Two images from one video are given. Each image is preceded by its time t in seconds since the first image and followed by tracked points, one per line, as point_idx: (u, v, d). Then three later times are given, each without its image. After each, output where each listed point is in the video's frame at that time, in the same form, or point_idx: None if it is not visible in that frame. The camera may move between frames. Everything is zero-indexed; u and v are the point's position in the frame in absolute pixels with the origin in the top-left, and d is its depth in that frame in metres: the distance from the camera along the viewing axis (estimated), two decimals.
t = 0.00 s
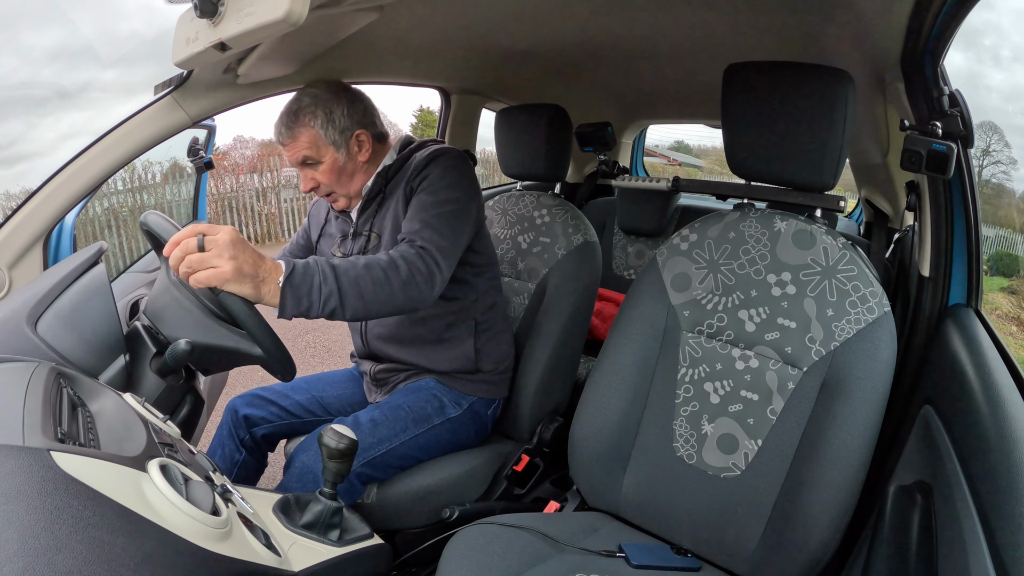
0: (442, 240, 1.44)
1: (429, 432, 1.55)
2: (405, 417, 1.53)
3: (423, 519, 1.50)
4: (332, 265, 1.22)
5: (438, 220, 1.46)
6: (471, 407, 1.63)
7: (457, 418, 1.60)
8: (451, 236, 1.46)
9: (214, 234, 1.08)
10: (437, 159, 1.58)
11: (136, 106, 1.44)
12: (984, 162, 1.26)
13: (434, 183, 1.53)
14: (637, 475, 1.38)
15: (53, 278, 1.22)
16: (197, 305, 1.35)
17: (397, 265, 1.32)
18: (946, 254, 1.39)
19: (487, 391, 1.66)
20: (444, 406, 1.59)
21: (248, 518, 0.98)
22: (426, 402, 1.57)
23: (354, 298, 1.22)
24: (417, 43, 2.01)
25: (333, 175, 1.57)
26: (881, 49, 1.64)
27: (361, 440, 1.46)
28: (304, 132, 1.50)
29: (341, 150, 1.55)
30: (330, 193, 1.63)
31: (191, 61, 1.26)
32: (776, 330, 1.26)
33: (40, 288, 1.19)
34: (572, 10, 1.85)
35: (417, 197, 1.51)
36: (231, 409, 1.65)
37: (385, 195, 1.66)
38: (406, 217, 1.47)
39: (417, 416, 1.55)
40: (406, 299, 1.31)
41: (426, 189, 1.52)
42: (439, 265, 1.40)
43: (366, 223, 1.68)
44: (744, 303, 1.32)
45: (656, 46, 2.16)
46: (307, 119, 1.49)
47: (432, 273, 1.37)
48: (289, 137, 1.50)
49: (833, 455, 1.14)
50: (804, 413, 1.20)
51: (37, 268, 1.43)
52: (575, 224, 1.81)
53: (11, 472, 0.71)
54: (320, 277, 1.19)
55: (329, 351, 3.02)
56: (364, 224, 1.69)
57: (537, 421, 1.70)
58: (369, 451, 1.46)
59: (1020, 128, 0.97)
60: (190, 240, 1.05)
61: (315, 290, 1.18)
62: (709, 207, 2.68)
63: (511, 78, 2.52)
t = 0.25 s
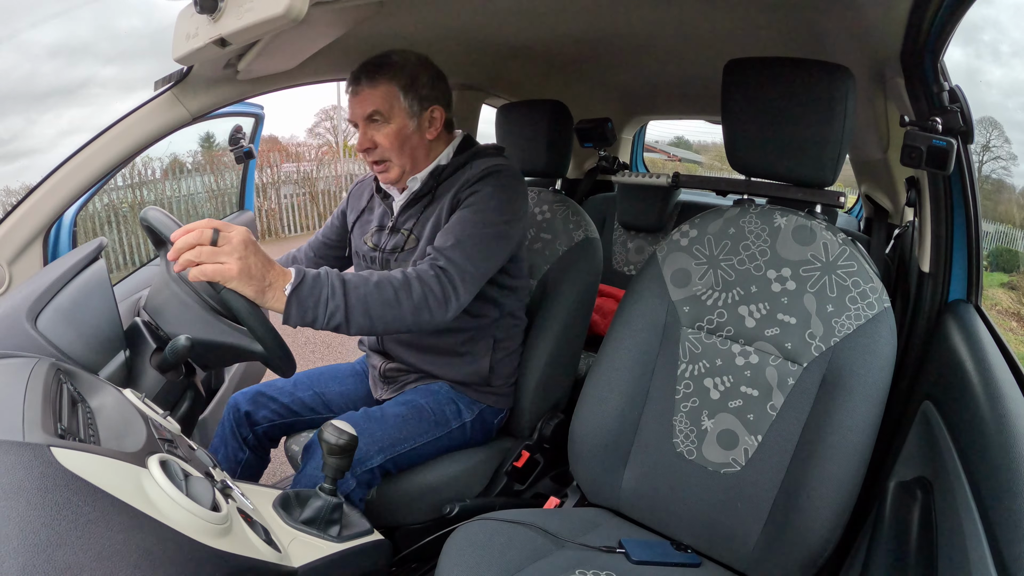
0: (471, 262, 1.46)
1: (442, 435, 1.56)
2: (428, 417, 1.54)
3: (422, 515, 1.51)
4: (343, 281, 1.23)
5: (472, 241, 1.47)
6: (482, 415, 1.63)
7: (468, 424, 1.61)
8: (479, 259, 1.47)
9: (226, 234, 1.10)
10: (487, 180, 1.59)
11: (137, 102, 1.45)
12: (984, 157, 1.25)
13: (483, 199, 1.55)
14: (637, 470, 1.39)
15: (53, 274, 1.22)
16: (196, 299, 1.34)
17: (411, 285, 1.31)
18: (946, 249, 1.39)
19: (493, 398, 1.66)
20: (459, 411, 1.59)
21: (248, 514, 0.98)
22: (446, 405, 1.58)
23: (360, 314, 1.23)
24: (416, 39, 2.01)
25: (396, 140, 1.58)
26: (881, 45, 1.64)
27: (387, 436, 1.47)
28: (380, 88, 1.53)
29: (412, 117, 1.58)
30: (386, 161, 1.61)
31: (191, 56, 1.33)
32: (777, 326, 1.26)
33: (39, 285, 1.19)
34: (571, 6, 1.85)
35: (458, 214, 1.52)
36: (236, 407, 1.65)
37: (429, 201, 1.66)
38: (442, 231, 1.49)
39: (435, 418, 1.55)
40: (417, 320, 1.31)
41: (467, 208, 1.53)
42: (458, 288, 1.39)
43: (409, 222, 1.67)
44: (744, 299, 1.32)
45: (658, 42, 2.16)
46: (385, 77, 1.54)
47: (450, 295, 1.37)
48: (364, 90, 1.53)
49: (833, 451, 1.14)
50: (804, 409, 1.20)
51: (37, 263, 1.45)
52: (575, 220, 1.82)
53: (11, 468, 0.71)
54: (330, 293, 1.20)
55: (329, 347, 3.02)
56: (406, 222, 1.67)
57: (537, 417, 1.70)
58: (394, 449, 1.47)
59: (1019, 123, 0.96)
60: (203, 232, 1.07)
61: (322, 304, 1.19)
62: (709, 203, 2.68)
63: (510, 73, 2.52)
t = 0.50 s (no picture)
0: (500, 276, 1.50)
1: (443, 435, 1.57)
2: (428, 418, 1.56)
3: (422, 511, 1.51)
4: (366, 296, 1.31)
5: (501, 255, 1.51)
6: (484, 418, 1.65)
7: (470, 426, 1.62)
8: (505, 273, 1.51)
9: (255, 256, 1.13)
10: (525, 194, 1.62)
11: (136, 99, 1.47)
12: (984, 153, 1.25)
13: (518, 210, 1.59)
14: (637, 467, 1.39)
15: (54, 269, 1.23)
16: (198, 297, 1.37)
17: (433, 300, 1.39)
18: (946, 245, 1.39)
19: (496, 401, 1.67)
20: (460, 412, 1.61)
21: (248, 510, 0.98)
22: (446, 406, 1.60)
23: (377, 328, 1.32)
24: (415, 35, 2.01)
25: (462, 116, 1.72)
26: (881, 41, 1.64)
27: (387, 436, 1.49)
28: (462, 66, 1.72)
29: (485, 103, 1.75)
30: (448, 137, 1.75)
31: (191, 53, 1.32)
32: (777, 322, 1.26)
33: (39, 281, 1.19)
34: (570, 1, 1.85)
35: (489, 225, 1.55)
36: (238, 405, 1.63)
37: (467, 200, 1.71)
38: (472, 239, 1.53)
39: (437, 417, 1.57)
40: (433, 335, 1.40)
41: (501, 220, 1.57)
42: (480, 309, 1.46)
43: (440, 218, 1.73)
44: (744, 295, 1.32)
45: (658, 38, 2.16)
46: (471, 58, 1.73)
47: (470, 315, 1.44)
48: (450, 63, 1.71)
49: (833, 447, 1.14)
50: (804, 405, 1.20)
51: (36, 259, 1.48)
52: (576, 217, 1.79)
53: (11, 464, 0.71)
54: (353, 306, 1.28)
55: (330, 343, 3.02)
56: (437, 217, 1.74)
57: (537, 413, 1.70)
58: (393, 447, 1.49)
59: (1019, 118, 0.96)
60: (232, 255, 1.09)
61: (342, 317, 1.27)
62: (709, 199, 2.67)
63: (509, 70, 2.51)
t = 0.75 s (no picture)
0: (523, 296, 1.59)
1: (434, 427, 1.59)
2: (413, 412, 1.57)
3: (422, 508, 1.51)
4: (398, 325, 1.49)
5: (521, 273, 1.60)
6: (479, 413, 1.65)
7: (463, 419, 1.63)
8: (527, 291, 1.60)
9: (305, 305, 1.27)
10: (543, 206, 1.68)
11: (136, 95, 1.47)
12: (984, 149, 1.25)
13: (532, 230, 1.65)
14: (636, 463, 1.39)
15: (54, 265, 1.23)
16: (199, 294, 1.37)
17: (459, 325, 1.54)
18: (946, 242, 1.39)
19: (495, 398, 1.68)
20: (449, 404, 1.62)
21: (248, 507, 0.98)
22: (436, 402, 1.61)
23: (410, 350, 1.49)
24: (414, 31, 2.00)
25: (505, 119, 1.77)
26: (882, 38, 1.63)
27: (364, 428, 1.50)
28: (509, 70, 1.76)
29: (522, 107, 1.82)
30: (487, 136, 1.77)
31: (190, 49, 1.33)
32: (777, 318, 1.26)
33: (39, 277, 1.19)
34: None
35: (508, 239, 1.65)
36: (244, 408, 1.64)
37: (482, 203, 1.75)
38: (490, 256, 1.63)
39: (422, 408, 1.59)
40: (463, 355, 1.55)
41: (519, 235, 1.65)
42: (504, 331, 1.58)
43: (452, 217, 1.78)
44: (744, 292, 1.32)
45: (658, 35, 2.15)
46: (515, 63, 1.78)
47: (494, 338, 1.56)
48: (498, 65, 1.75)
49: (833, 444, 1.14)
50: (804, 402, 1.20)
51: (37, 257, 1.47)
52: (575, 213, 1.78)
53: (10, 462, 0.71)
54: (388, 331, 1.47)
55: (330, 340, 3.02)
56: (448, 217, 1.78)
57: (537, 409, 1.70)
58: (371, 438, 1.50)
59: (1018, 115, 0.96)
60: (286, 315, 1.22)
61: (378, 347, 1.45)
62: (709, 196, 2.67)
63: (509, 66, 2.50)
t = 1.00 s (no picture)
0: (533, 297, 1.61)
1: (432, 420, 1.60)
2: (408, 404, 1.59)
3: (422, 505, 1.51)
4: (416, 329, 1.55)
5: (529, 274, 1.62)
6: (478, 409, 1.67)
7: (462, 414, 1.64)
8: (536, 292, 1.62)
9: (328, 316, 1.34)
10: (546, 206, 1.69)
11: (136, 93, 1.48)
12: (984, 147, 1.25)
13: (537, 229, 1.66)
14: (637, 460, 1.39)
15: (54, 264, 1.23)
16: (198, 292, 1.39)
17: (475, 328, 1.57)
18: (945, 239, 1.39)
19: (496, 395, 1.69)
20: (448, 399, 1.64)
21: (248, 505, 0.98)
22: (432, 395, 1.63)
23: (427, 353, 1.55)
24: (413, 28, 1.99)
25: (507, 123, 1.77)
26: (882, 35, 1.63)
27: (357, 415, 1.52)
28: (507, 73, 1.75)
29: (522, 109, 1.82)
30: (491, 141, 1.77)
31: (190, 47, 1.33)
32: (777, 316, 1.26)
33: (39, 276, 1.19)
34: None
35: (514, 240, 1.67)
36: (246, 404, 1.64)
37: (486, 201, 1.75)
38: (498, 258, 1.65)
39: (420, 402, 1.60)
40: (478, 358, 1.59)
41: (525, 235, 1.66)
42: (516, 333, 1.60)
43: (456, 215, 1.78)
44: (744, 289, 1.32)
45: (658, 32, 2.15)
46: (513, 66, 1.77)
47: (506, 340, 1.59)
48: (497, 70, 1.74)
49: (833, 441, 1.14)
50: (804, 399, 1.20)
51: (37, 255, 1.46)
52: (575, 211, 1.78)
53: (10, 460, 0.71)
54: (404, 335, 1.52)
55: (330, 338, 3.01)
56: (452, 214, 1.78)
57: (537, 407, 1.70)
58: (363, 424, 1.51)
59: (1017, 112, 0.96)
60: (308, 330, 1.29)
61: (395, 350, 1.51)
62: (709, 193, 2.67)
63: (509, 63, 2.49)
